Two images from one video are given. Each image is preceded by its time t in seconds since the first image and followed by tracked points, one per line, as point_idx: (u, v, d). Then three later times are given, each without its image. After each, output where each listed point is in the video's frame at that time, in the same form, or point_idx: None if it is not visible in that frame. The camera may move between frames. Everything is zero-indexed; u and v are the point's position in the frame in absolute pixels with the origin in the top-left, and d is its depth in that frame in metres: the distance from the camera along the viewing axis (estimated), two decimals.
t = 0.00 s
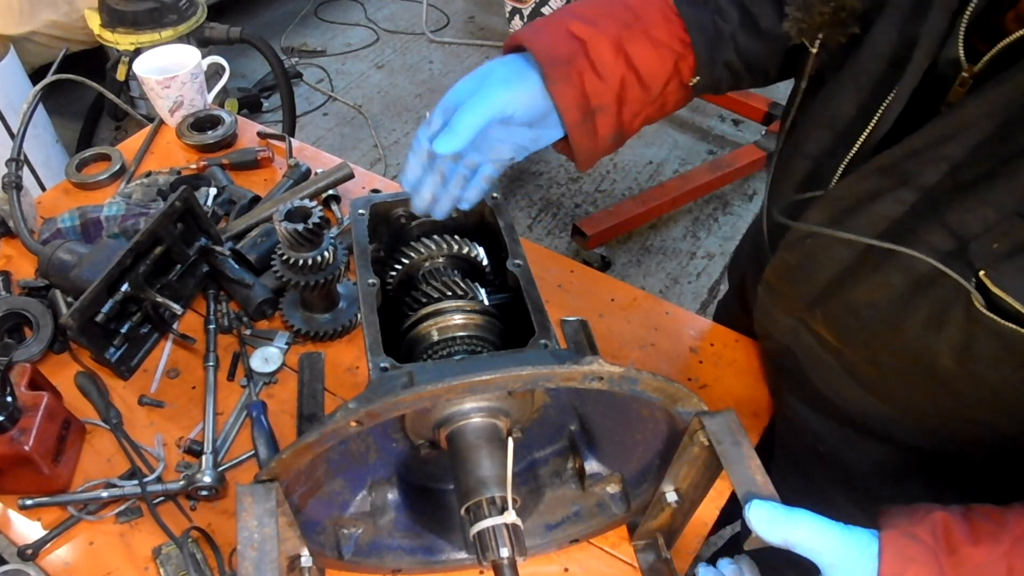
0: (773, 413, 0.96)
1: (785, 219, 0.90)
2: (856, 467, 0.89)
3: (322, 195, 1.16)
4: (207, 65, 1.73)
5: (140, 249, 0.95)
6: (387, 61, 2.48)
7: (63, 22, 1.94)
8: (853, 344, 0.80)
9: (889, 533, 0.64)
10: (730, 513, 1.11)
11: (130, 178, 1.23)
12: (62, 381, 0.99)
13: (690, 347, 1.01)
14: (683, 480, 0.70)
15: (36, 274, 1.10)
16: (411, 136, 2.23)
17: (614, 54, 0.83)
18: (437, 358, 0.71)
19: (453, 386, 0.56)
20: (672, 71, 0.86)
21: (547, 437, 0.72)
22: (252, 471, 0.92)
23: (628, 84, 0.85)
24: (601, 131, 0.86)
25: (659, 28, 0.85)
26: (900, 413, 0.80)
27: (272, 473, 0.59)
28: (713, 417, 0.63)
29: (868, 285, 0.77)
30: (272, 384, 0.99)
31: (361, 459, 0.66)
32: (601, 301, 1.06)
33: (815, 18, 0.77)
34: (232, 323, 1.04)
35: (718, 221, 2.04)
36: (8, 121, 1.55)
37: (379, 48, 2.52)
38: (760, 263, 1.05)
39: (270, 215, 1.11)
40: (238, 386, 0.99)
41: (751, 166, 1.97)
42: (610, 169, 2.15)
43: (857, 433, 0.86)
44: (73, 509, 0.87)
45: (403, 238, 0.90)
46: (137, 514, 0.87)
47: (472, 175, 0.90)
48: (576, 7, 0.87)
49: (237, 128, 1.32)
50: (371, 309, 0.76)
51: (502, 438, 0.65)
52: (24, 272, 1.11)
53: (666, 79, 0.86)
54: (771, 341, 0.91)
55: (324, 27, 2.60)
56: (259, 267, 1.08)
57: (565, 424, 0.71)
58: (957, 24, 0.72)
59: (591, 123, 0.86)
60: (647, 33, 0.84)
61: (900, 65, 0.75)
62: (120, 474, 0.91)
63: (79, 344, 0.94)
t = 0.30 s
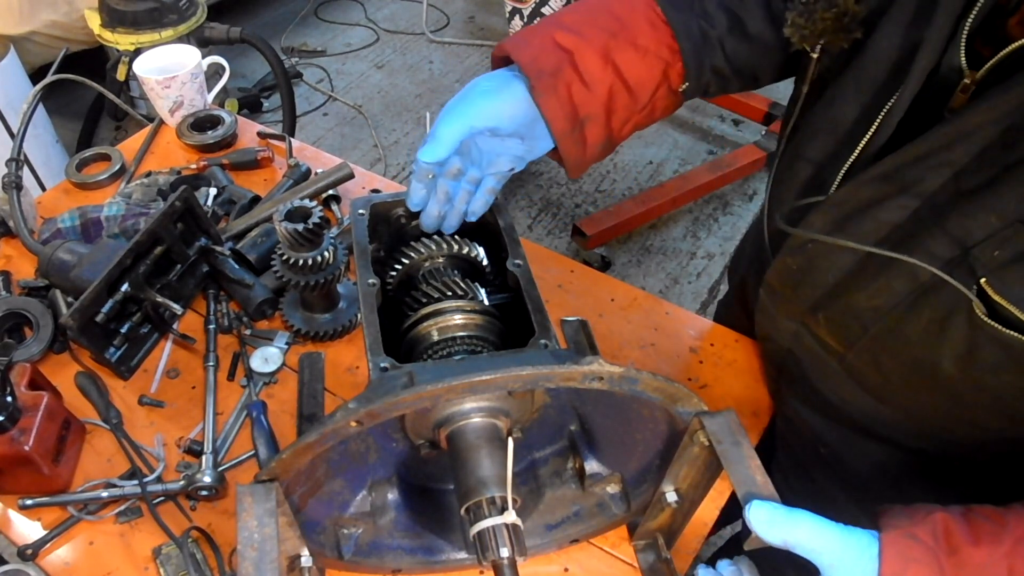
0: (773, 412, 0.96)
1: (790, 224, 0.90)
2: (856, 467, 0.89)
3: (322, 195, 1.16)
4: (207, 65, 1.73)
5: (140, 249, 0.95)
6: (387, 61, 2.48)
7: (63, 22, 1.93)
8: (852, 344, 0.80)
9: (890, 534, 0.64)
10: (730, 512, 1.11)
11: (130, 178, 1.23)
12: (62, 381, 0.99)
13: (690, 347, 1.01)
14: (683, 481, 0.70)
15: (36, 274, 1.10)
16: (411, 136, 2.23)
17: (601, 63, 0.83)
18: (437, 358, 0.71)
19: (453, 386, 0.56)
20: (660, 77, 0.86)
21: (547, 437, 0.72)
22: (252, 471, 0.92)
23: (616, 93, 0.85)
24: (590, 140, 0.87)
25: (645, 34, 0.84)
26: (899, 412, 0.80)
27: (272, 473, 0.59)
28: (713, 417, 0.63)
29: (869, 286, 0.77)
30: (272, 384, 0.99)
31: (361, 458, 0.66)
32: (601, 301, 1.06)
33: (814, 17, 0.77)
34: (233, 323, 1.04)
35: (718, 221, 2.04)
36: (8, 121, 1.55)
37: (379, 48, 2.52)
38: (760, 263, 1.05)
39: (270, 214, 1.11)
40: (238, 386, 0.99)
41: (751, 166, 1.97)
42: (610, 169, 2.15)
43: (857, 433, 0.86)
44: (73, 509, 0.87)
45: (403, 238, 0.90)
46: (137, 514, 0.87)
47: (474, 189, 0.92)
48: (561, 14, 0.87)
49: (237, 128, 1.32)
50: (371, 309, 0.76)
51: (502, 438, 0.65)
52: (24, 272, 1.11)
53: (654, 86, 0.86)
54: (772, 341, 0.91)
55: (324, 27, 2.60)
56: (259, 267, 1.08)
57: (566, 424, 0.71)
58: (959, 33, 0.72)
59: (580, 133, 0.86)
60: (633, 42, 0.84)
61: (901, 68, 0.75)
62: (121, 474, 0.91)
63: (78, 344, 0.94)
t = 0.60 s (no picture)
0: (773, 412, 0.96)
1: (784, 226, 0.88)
2: (856, 468, 0.89)
3: (322, 195, 1.16)
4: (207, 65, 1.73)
5: (140, 249, 0.95)
6: (387, 61, 2.48)
7: (63, 22, 1.94)
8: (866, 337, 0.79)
9: (889, 532, 0.64)
10: (730, 512, 1.11)
11: (130, 178, 1.23)
12: (62, 381, 0.99)
13: (690, 347, 1.01)
14: (683, 481, 0.70)
15: (36, 274, 1.10)
16: (411, 136, 2.23)
17: (601, 61, 0.83)
18: (437, 358, 0.71)
19: (453, 386, 0.56)
20: (661, 77, 0.86)
21: (547, 437, 0.72)
22: (252, 471, 0.92)
23: (617, 93, 0.85)
24: (593, 138, 0.87)
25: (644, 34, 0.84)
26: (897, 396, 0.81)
27: (272, 473, 0.59)
28: (713, 417, 0.63)
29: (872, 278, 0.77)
30: (272, 384, 0.99)
31: (361, 458, 0.66)
32: (601, 301, 1.06)
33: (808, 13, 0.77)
34: (233, 323, 1.04)
35: (718, 221, 2.04)
36: (8, 121, 1.55)
37: (379, 48, 2.52)
38: (759, 263, 1.05)
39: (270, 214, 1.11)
40: (238, 386, 0.99)
41: (752, 166, 1.97)
42: (610, 168, 2.15)
43: (857, 433, 0.86)
44: (73, 509, 0.87)
45: (402, 238, 0.90)
46: (137, 514, 0.87)
47: (479, 191, 0.91)
48: (559, 16, 0.87)
49: (237, 128, 1.32)
50: (371, 309, 0.76)
51: (502, 438, 0.65)
52: (24, 272, 1.11)
53: (654, 86, 0.86)
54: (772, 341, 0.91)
55: (324, 27, 2.60)
56: (259, 267, 1.08)
57: (566, 424, 0.71)
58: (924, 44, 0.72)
59: (583, 131, 0.86)
60: (632, 41, 0.84)
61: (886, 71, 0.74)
62: (121, 474, 0.91)
63: (78, 344, 0.94)
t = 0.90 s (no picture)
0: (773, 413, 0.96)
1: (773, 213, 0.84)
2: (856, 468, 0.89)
3: (322, 195, 1.16)
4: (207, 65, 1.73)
5: (140, 249, 0.95)
6: (387, 61, 2.48)
7: (63, 22, 1.94)
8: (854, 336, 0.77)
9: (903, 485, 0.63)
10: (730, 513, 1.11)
11: (130, 177, 1.23)
12: (62, 381, 0.99)
13: (690, 347, 1.01)
14: (683, 481, 0.70)
15: (36, 274, 1.10)
16: (411, 136, 2.23)
17: None
18: (437, 358, 0.71)
19: (453, 386, 0.56)
20: None
21: (547, 437, 0.72)
22: (252, 471, 0.92)
23: None
24: None
25: None
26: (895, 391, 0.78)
27: (272, 473, 0.59)
28: (713, 417, 0.63)
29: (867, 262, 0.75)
30: (272, 384, 0.99)
31: (361, 459, 0.66)
32: (601, 301, 1.06)
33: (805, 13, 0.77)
34: (233, 323, 1.04)
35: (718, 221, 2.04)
36: (8, 121, 1.54)
37: (379, 48, 2.52)
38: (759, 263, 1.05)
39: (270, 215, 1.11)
40: (238, 386, 0.99)
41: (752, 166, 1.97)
42: (610, 168, 2.15)
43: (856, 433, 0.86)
44: (73, 509, 0.87)
45: (403, 238, 0.90)
46: (137, 514, 0.87)
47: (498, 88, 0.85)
48: None
49: (237, 128, 1.32)
50: (371, 309, 0.76)
51: (502, 438, 0.65)
52: (24, 272, 1.11)
53: None
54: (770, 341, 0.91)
55: (324, 27, 2.60)
56: (259, 267, 1.08)
57: (566, 425, 0.71)
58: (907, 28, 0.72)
59: None
60: None
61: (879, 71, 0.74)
62: (121, 474, 0.91)
63: (78, 344, 0.94)
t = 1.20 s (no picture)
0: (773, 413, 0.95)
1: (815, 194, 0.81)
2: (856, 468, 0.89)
3: (322, 195, 1.16)
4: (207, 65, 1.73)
5: (140, 249, 0.95)
6: (387, 61, 2.48)
7: (63, 22, 1.94)
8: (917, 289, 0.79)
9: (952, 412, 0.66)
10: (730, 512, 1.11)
11: (130, 177, 1.23)
12: (62, 381, 0.99)
13: (690, 347, 1.01)
14: (683, 481, 0.70)
15: (36, 274, 1.10)
16: (411, 136, 2.23)
17: None
18: (437, 358, 0.71)
19: (453, 386, 0.56)
20: None
21: (547, 437, 0.72)
22: (252, 471, 0.92)
23: None
24: None
25: None
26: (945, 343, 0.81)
27: (272, 473, 0.59)
28: (713, 417, 0.63)
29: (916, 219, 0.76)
30: (272, 384, 0.99)
31: (361, 458, 0.66)
32: (601, 301, 1.06)
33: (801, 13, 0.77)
34: (233, 323, 1.04)
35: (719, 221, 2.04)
36: (8, 122, 1.54)
37: (380, 48, 2.52)
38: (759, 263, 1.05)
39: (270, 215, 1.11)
40: (238, 386, 0.99)
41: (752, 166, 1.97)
42: (610, 168, 2.15)
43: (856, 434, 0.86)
44: (73, 510, 0.87)
45: (403, 238, 0.90)
46: (137, 514, 0.87)
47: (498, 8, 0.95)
48: None
49: (237, 128, 1.32)
50: (371, 309, 0.76)
51: (502, 439, 0.65)
52: (24, 272, 1.11)
53: None
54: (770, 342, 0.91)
55: (324, 27, 2.60)
56: (259, 267, 1.08)
57: (566, 425, 0.71)
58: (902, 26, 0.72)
59: None
60: None
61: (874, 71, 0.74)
62: (121, 474, 0.91)
63: (78, 344, 0.94)
